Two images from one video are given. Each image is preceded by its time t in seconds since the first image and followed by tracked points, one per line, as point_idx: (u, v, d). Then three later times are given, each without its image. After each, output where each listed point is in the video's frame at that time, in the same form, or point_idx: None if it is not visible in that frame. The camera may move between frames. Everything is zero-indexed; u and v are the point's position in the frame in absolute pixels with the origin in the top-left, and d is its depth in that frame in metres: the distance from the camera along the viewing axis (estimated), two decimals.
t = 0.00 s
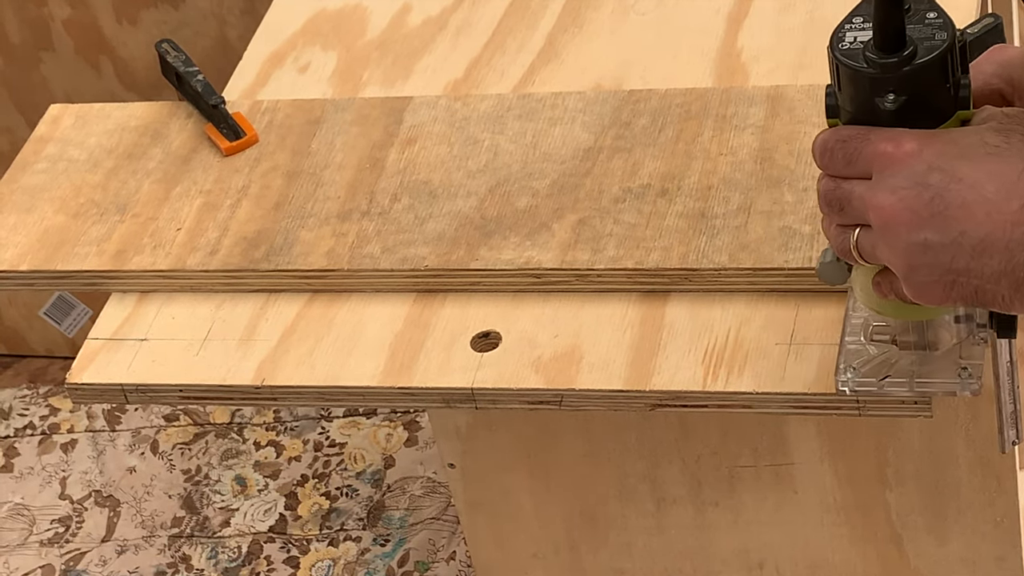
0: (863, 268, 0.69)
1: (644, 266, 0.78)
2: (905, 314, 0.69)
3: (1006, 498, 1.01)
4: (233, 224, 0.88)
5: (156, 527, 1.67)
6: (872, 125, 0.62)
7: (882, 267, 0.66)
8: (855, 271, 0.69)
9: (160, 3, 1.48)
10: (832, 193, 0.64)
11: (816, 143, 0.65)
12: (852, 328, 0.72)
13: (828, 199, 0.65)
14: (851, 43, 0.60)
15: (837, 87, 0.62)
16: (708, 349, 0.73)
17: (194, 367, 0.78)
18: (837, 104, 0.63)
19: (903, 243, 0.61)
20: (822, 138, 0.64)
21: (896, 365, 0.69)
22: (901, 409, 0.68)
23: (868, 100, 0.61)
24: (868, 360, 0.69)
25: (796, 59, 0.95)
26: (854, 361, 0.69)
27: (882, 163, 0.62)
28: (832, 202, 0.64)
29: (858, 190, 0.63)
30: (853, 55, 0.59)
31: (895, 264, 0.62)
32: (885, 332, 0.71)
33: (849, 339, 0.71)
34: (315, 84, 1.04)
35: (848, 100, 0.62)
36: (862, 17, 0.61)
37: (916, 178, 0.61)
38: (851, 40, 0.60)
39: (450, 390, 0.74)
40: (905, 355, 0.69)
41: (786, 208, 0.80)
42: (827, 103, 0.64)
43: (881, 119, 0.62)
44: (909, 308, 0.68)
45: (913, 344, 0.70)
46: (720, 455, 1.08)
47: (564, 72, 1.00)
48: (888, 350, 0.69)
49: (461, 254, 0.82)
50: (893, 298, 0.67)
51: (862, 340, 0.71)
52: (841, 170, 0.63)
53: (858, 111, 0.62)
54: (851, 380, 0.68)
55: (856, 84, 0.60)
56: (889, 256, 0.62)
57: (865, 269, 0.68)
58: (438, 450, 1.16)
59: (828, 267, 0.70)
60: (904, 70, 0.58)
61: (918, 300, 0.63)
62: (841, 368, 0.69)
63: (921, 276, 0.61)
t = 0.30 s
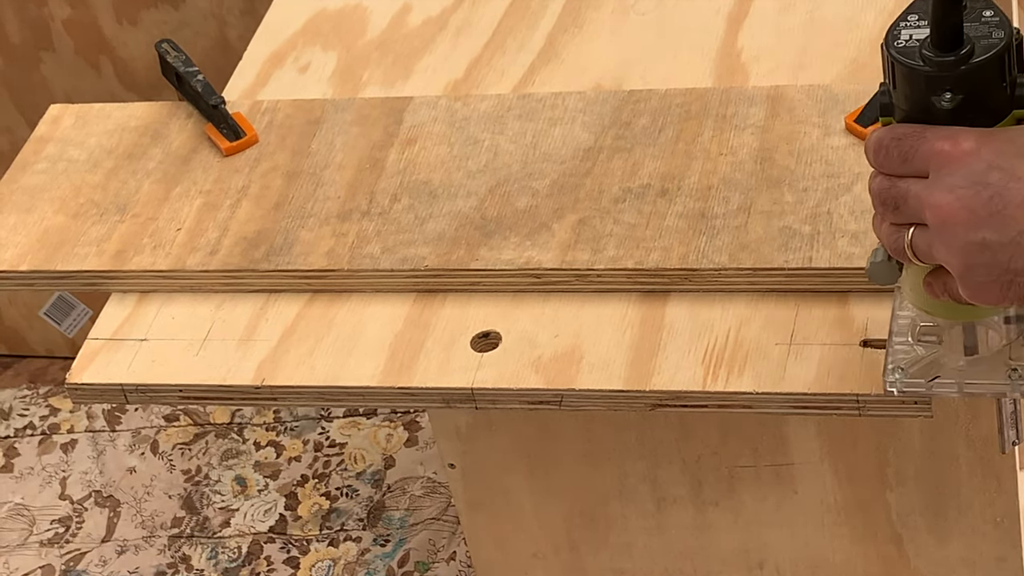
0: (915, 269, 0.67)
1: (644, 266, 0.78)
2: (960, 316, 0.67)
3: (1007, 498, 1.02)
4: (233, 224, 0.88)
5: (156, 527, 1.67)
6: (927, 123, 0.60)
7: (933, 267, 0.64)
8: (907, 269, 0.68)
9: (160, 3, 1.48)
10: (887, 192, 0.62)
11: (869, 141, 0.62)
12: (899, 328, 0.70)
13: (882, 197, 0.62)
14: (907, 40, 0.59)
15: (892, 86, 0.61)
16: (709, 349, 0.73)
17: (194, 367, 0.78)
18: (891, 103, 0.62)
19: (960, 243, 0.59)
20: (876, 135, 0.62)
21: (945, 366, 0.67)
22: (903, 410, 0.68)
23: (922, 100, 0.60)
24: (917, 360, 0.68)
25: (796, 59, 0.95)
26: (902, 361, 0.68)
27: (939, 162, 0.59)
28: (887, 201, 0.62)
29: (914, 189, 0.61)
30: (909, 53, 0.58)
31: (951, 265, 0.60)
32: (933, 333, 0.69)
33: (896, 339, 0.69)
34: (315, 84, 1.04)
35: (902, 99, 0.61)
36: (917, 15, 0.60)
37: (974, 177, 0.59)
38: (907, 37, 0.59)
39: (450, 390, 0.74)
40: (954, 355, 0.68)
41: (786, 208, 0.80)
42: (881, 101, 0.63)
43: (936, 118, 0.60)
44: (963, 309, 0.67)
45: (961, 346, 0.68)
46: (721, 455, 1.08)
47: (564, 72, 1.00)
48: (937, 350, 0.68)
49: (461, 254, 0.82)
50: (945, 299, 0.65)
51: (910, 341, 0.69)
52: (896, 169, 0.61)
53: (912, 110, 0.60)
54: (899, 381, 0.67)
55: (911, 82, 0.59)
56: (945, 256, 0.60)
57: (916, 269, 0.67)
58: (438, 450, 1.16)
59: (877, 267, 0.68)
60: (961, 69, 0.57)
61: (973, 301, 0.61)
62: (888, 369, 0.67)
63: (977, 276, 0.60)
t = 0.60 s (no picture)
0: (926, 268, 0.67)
1: (643, 266, 0.78)
2: (973, 316, 0.67)
3: (1006, 498, 1.01)
4: (233, 224, 0.88)
5: (156, 527, 1.67)
6: (941, 123, 0.60)
7: (946, 268, 0.64)
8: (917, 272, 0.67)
9: (160, 4, 1.48)
10: (901, 191, 0.62)
11: (883, 140, 0.63)
12: (911, 328, 0.70)
13: (895, 197, 0.62)
14: (921, 40, 0.59)
15: (906, 86, 0.61)
16: (709, 349, 0.73)
17: (194, 367, 0.78)
18: (905, 103, 0.62)
19: (975, 242, 0.59)
20: (890, 135, 0.62)
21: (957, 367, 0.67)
22: (902, 410, 0.68)
23: (937, 100, 0.60)
24: (929, 361, 0.68)
25: (796, 59, 0.95)
26: (914, 361, 0.68)
27: (953, 162, 0.59)
28: (901, 201, 0.62)
29: (927, 189, 0.61)
30: (923, 53, 0.58)
31: (965, 264, 0.60)
32: (945, 332, 0.69)
33: (908, 339, 0.69)
34: (315, 84, 1.04)
35: (916, 98, 0.61)
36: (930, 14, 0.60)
37: (989, 177, 0.58)
38: (921, 37, 0.59)
39: (450, 390, 0.74)
40: (965, 356, 0.68)
41: (786, 208, 0.80)
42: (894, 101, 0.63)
43: (951, 118, 0.60)
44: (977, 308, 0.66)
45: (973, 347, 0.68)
46: (720, 455, 1.08)
47: (564, 72, 1.00)
48: (948, 351, 0.68)
49: (461, 254, 0.82)
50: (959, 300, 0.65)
51: (922, 340, 0.69)
52: (909, 169, 0.61)
53: (926, 110, 0.60)
54: (911, 381, 0.67)
55: (925, 82, 0.59)
56: (959, 256, 0.60)
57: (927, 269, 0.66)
58: (438, 451, 1.16)
59: (891, 267, 0.68)
60: (975, 69, 0.57)
61: (987, 301, 0.61)
62: (900, 369, 0.67)
63: (991, 276, 0.59)
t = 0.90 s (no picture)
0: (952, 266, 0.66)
1: (643, 266, 0.78)
2: (995, 316, 0.67)
3: (1007, 499, 1.01)
4: (233, 224, 0.88)
5: (156, 527, 1.67)
6: (970, 120, 0.60)
7: (973, 266, 0.64)
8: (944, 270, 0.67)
9: (161, 4, 1.48)
10: (929, 187, 0.62)
11: (911, 137, 0.62)
12: (934, 328, 0.70)
13: (923, 193, 0.62)
14: (950, 37, 0.59)
15: (935, 83, 0.61)
16: (708, 349, 0.73)
17: (194, 367, 0.78)
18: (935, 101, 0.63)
19: (1004, 240, 0.59)
20: (919, 131, 0.62)
21: (981, 366, 0.67)
22: (902, 409, 0.68)
23: (966, 97, 0.60)
24: (953, 360, 0.68)
25: (796, 59, 0.95)
26: (938, 361, 0.68)
27: (982, 158, 0.59)
28: (929, 197, 0.62)
29: (956, 185, 0.61)
30: (952, 50, 0.58)
31: (995, 261, 0.60)
32: (968, 332, 0.69)
33: (931, 339, 0.69)
34: (314, 85, 1.04)
35: (945, 95, 0.61)
36: (961, 13, 0.60)
37: (1018, 174, 0.58)
38: (950, 34, 0.59)
39: (450, 390, 0.74)
40: (989, 356, 0.68)
41: (786, 208, 0.80)
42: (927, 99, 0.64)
43: (980, 116, 0.60)
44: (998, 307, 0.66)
45: (998, 346, 0.68)
46: (720, 455, 1.08)
47: (563, 72, 1.00)
48: (972, 351, 0.68)
49: (460, 254, 0.82)
50: (984, 299, 0.65)
51: (945, 340, 0.69)
52: (937, 164, 0.61)
53: (955, 107, 0.60)
54: (937, 381, 0.67)
55: (953, 79, 0.59)
56: (989, 253, 0.60)
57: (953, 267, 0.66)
58: (438, 450, 1.16)
59: (917, 266, 0.67)
60: (1004, 67, 0.57)
61: (1017, 299, 0.61)
62: (924, 369, 0.67)
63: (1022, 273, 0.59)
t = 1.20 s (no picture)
0: None
1: (642, 266, 0.78)
2: None
3: (1006, 499, 1.05)
4: (232, 224, 0.88)
5: (156, 527, 1.67)
6: None
7: None
8: None
9: (161, 4, 1.48)
10: None
11: None
12: None
13: None
14: None
15: None
16: (707, 349, 0.73)
17: (193, 367, 0.78)
18: None
19: None
20: None
21: None
22: (902, 409, 0.68)
23: None
24: None
25: (795, 59, 0.95)
26: None
27: None
28: None
29: None
30: None
31: None
32: None
33: None
34: (314, 85, 1.04)
35: None
36: None
37: None
38: None
39: (449, 391, 0.74)
40: None
41: (785, 208, 0.80)
42: None
43: None
44: None
45: None
46: (720, 455, 1.08)
47: (563, 72, 1.00)
48: None
49: (460, 254, 0.82)
50: None
51: None
52: None
53: None
54: None
55: None
56: None
57: None
58: (438, 450, 1.16)
59: None
60: None
61: None
62: None
63: None
